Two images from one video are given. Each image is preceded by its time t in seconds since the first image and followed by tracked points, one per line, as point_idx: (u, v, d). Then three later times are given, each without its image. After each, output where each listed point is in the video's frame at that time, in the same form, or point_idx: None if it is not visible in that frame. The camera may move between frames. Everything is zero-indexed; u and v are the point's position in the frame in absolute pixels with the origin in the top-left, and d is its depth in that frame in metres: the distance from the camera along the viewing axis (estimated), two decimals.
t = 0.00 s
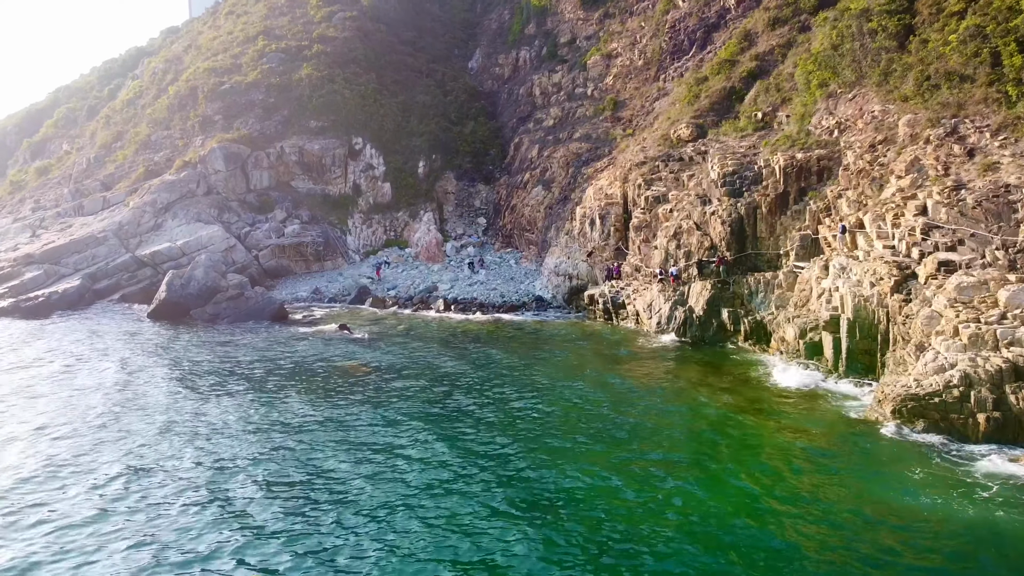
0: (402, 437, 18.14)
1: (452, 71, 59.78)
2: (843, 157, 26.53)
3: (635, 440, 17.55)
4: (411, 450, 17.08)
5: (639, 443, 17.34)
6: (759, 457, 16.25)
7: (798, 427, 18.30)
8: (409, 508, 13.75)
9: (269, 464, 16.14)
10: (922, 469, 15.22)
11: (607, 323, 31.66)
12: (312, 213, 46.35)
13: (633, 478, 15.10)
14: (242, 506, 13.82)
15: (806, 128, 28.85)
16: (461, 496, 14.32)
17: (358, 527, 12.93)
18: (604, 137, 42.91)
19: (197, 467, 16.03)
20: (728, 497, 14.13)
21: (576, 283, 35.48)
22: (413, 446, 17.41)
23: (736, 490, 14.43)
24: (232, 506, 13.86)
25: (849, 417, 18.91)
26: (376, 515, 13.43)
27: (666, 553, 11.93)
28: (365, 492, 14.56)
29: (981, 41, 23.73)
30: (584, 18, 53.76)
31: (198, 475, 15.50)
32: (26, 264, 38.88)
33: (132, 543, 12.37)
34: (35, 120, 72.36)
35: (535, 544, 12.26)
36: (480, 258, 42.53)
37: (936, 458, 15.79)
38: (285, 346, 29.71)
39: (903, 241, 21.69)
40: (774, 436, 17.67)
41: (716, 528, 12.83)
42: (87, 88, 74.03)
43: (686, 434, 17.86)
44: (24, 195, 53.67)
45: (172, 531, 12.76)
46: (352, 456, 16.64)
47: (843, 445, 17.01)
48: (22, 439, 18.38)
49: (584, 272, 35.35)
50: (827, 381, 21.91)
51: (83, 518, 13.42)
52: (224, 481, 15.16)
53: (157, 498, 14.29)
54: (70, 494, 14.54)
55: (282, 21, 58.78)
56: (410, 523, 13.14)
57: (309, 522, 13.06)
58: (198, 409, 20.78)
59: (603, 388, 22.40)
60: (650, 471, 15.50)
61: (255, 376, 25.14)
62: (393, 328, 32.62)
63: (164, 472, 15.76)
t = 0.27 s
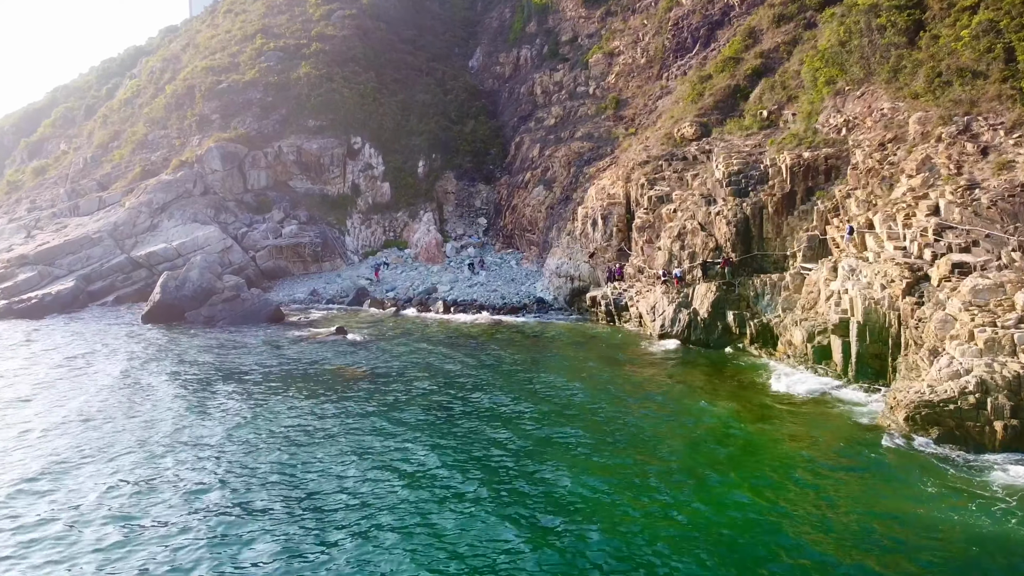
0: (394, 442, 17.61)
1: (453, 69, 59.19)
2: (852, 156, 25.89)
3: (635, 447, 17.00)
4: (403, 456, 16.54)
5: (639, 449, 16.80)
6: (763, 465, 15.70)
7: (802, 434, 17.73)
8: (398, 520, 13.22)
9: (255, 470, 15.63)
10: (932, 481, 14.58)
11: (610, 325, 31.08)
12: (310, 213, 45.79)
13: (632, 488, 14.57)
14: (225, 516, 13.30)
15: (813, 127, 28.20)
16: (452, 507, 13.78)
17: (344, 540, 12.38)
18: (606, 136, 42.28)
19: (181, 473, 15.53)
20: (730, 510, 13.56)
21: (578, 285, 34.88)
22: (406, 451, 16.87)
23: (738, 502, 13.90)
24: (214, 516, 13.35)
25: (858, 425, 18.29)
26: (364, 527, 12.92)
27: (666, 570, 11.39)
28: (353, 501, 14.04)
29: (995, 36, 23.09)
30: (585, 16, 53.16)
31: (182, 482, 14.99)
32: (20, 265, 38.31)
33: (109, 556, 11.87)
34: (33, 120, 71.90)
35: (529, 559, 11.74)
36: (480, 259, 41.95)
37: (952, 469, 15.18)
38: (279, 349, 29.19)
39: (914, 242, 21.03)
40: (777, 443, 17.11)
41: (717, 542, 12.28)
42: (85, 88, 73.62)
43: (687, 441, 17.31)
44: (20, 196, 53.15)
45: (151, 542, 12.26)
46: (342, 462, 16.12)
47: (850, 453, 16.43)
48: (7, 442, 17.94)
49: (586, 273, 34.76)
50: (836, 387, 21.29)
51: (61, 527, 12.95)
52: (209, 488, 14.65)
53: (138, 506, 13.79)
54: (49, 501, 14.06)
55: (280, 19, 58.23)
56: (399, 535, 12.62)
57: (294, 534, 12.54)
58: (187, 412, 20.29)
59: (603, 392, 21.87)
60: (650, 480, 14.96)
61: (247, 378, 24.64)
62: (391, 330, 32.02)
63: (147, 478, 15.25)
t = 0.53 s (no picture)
0: (387, 449, 17.00)
1: (453, 68, 58.56)
2: (861, 155, 25.22)
3: (637, 455, 16.40)
4: (395, 465, 15.91)
5: (641, 458, 16.19)
6: (769, 475, 15.08)
7: (811, 443, 17.09)
8: (386, 533, 12.59)
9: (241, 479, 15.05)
10: (948, 496, 13.84)
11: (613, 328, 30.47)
12: (307, 214, 45.19)
13: (633, 499, 13.97)
14: (205, 529, 12.71)
15: (821, 125, 27.50)
16: (443, 520, 13.15)
17: (328, 555, 11.77)
18: (608, 135, 41.62)
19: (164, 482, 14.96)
20: (734, 525, 12.94)
21: (579, 286, 34.25)
22: (399, 459, 16.26)
23: (743, 516, 13.27)
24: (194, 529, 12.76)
25: (868, 434, 17.65)
26: (349, 540, 12.30)
27: None
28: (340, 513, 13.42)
29: (1009, 31, 22.41)
30: (587, 14, 52.51)
31: (163, 492, 14.41)
32: (13, 266, 37.74)
33: (80, 572, 11.29)
34: (30, 119, 71.42)
35: None
36: (481, 260, 41.31)
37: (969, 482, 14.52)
38: (274, 352, 28.64)
39: (927, 243, 20.33)
40: (784, 452, 16.49)
41: (721, 559, 11.66)
42: (82, 87, 73.23)
43: (691, 450, 16.68)
44: (15, 196, 52.61)
45: (125, 556, 11.68)
46: (331, 470, 15.53)
47: (860, 464, 15.76)
48: None
49: (588, 275, 34.13)
50: (847, 394, 20.67)
51: (33, 540, 12.37)
52: (191, 498, 14.06)
53: (117, 517, 13.23)
54: (24, 510, 13.52)
55: (279, 17, 57.68)
56: (386, 550, 11.99)
57: (275, 548, 11.95)
58: (176, 417, 19.75)
59: (604, 397, 21.28)
60: (652, 491, 14.34)
61: (240, 382, 24.08)
62: (389, 333, 31.40)
63: (127, 488, 14.68)
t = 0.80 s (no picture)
0: (377, 458, 16.26)
1: (453, 67, 57.91)
2: (871, 154, 24.52)
3: (639, 465, 15.68)
4: (385, 475, 15.18)
5: (642, 468, 15.50)
6: (777, 486, 14.46)
7: (820, 454, 16.35)
8: (371, 547, 11.87)
9: (223, 488, 14.35)
10: (968, 512, 13.04)
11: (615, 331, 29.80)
12: (305, 214, 44.58)
13: (634, 510, 13.36)
14: (179, 541, 12.02)
15: (830, 123, 26.79)
16: (432, 534, 12.43)
17: (306, 572, 11.05)
18: (610, 134, 40.93)
19: (142, 490, 14.28)
20: (740, 541, 12.22)
21: (581, 288, 33.58)
22: (390, 468, 15.58)
23: (750, 531, 12.54)
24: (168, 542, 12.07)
25: (880, 444, 16.95)
26: (332, 553, 11.63)
27: None
28: (322, 526, 12.68)
29: None
30: (589, 12, 51.85)
31: (140, 500, 13.74)
32: (5, 268, 36.93)
33: None
34: (27, 119, 70.87)
35: None
36: (480, 261, 40.63)
37: (986, 494, 13.84)
38: (268, 356, 28.00)
39: (942, 244, 19.61)
40: (793, 463, 15.75)
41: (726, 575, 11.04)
42: (79, 87, 72.78)
43: (695, 460, 15.97)
44: (10, 196, 51.99)
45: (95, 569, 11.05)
46: (318, 479, 14.86)
47: (873, 474, 15.12)
48: None
49: (590, 276, 33.48)
50: (857, 402, 20.02)
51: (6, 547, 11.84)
52: (168, 508, 13.38)
53: (89, 526, 12.58)
54: None
55: (276, 15, 57.10)
56: (369, 566, 11.28)
57: (253, 562, 11.27)
58: (161, 421, 19.09)
59: (606, 403, 20.58)
60: (654, 504, 13.62)
61: (231, 385, 23.43)
62: (386, 336, 30.73)
63: (103, 496, 14.01)
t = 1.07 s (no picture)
0: (368, 468, 15.61)
1: (453, 65, 57.23)
2: (881, 152, 23.78)
3: (640, 477, 15.04)
4: (374, 488, 14.54)
5: (644, 480, 14.87)
6: (784, 500, 13.83)
7: (830, 465, 15.70)
8: (355, 568, 11.26)
9: (204, 502, 13.76)
10: (988, 529, 12.32)
11: (618, 334, 29.13)
12: (302, 214, 43.94)
13: (634, 527, 12.73)
14: (153, 561, 11.43)
15: (838, 121, 26.06)
16: (420, 552, 11.80)
17: None
18: (613, 133, 40.21)
19: (121, 505, 13.71)
20: (744, 561, 11.60)
21: (583, 290, 32.90)
22: (381, 479, 14.95)
23: (755, 550, 11.90)
24: (141, 562, 11.48)
25: (892, 455, 16.29)
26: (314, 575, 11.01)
27: None
28: (305, 544, 12.05)
29: None
30: (590, 9, 51.12)
31: (117, 516, 13.17)
32: None
33: None
34: (23, 118, 70.36)
35: None
36: (480, 262, 39.95)
37: (1006, 510, 13.09)
38: (262, 359, 27.40)
39: (957, 246, 18.86)
40: (801, 474, 15.11)
41: None
42: (77, 86, 72.28)
43: (699, 471, 15.33)
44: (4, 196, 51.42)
45: None
46: (306, 492, 14.27)
47: (885, 487, 14.47)
48: None
49: (592, 278, 32.79)
50: (869, 410, 19.37)
51: None
52: (147, 524, 12.83)
53: (64, 545, 12.04)
54: None
55: (274, 13, 56.47)
56: None
57: None
58: (147, 430, 18.53)
59: (607, 410, 19.94)
60: (655, 520, 12.99)
61: (223, 390, 22.83)
62: (383, 339, 30.03)
63: (80, 511, 13.46)
